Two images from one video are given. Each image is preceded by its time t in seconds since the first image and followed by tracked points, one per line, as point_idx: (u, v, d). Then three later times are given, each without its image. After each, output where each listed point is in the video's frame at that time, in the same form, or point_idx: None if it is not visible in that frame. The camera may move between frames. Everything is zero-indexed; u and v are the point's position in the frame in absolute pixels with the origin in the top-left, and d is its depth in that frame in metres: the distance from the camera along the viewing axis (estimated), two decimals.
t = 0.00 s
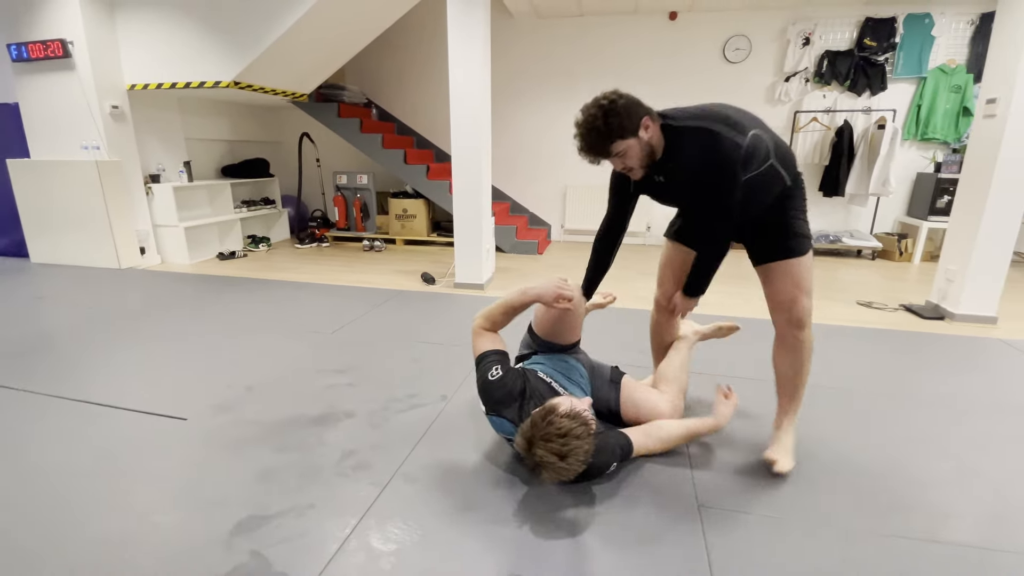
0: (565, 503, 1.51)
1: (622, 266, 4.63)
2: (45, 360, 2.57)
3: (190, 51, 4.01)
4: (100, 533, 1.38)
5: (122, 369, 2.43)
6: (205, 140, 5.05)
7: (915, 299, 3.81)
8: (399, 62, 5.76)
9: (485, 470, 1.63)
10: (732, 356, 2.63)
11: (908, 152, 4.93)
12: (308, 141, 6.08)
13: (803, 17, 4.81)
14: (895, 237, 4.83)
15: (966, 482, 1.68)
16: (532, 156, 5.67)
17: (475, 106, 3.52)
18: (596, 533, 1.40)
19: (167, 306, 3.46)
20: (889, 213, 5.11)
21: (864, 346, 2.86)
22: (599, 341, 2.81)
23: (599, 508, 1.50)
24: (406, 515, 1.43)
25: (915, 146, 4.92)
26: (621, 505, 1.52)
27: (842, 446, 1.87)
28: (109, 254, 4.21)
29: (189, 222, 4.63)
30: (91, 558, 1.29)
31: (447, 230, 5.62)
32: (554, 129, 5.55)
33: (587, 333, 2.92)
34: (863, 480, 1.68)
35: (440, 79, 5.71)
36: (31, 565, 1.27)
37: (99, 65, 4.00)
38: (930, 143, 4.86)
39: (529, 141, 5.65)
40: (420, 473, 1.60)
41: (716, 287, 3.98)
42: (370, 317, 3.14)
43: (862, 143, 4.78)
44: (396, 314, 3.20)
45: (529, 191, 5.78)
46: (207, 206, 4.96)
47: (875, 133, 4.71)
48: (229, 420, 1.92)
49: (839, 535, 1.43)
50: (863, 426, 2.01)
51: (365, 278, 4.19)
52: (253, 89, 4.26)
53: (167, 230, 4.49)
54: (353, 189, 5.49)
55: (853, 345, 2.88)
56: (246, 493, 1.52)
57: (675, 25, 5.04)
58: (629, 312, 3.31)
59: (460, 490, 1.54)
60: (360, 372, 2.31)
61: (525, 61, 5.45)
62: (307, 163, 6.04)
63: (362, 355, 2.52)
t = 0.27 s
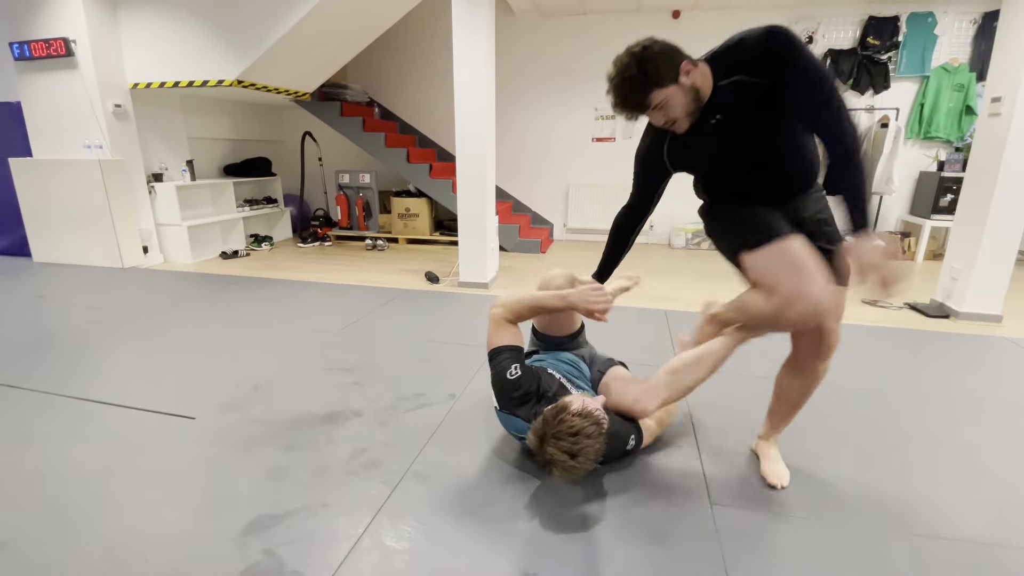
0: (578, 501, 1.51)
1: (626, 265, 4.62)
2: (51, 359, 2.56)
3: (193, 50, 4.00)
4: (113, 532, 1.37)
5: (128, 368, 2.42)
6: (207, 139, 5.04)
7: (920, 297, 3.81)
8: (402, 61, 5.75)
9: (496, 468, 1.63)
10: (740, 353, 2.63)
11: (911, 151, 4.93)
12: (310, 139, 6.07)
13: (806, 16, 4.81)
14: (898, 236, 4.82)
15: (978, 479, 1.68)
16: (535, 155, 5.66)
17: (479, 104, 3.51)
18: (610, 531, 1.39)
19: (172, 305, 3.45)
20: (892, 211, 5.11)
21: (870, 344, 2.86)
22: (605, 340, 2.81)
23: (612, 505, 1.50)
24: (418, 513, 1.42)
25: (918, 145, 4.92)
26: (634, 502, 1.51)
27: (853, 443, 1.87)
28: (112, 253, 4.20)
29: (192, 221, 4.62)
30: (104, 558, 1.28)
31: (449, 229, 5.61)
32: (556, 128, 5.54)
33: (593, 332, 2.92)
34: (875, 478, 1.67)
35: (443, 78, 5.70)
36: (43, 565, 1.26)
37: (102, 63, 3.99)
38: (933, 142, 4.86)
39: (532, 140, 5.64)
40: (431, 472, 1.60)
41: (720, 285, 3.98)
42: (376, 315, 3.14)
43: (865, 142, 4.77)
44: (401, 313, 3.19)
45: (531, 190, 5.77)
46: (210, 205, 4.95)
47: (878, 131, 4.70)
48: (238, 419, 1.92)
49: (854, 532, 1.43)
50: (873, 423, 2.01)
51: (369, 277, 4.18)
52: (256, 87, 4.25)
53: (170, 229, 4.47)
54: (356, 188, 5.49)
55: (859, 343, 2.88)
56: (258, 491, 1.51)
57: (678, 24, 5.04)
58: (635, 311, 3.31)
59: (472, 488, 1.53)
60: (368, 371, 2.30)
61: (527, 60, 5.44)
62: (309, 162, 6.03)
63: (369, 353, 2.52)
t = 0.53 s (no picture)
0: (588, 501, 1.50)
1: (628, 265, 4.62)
2: (54, 360, 2.55)
3: (195, 50, 3.99)
4: (122, 533, 1.37)
5: (132, 369, 2.41)
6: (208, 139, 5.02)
7: (923, 297, 3.81)
8: (403, 61, 5.75)
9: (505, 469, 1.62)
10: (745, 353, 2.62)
11: (913, 151, 4.94)
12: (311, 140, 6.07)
13: (808, 16, 4.82)
14: (900, 236, 4.83)
15: (987, 478, 1.67)
16: (536, 155, 5.66)
17: (482, 104, 3.51)
18: (622, 531, 1.39)
19: (174, 305, 3.44)
20: (893, 211, 5.11)
21: (875, 344, 2.86)
22: (610, 340, 2.81)
23: (623, 506, 1.49)
24: (429, 514, 1.42)
25: (919, 145, 4.93)
26: (644, 503, 1.51)
27: (860, 443, 1.86)
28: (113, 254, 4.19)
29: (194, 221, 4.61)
30: (115, 560, 1.28)
31: (451, 229, 5.60)
32: (558, 128, 5.54)
33: (598, 333, 2.91)
34: (883, 477, 1.67)
35: (444, 78, 5.70)
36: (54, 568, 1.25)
37: (103, 63, 3.97)
38: (934, 142, 4.87)
39: (533, 140, 5.64)
40: (441, 472, 1.59)
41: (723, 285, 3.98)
42: (380, 316, 3.13)
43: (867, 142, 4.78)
44: (405, 313, 3.19)
45: (533, 190, 5.77)
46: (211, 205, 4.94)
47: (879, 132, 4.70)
48: (244, 420, 1.91)
49: (865, 532, 1.42)
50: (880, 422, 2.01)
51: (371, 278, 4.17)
52: (258, 88, 4.24)
53: (172, 230, 4.46)
54: (357, 188, 5.48)
55: (864, 343, 2.88)
56: (268, 493, 1.50)
57: (679, 24, 5.04)
58: (639, 311, 3.31)
59: (482, 488, 1.53)
60: (373, 371, 2.30)
61: (529, 60, 5.44)
62: (310, 162, 6.02)
63: (374, 354, 2.51)
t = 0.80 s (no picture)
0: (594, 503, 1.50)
1: (629, 266, 4.63)
2: (57, 361, 2.55)
3: (196, 50, 3.98)
4: (130, 534, 1.37)
5: (135, 370, 2.41)
6: (209, 140, 5.02)
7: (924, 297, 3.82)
8: (403, 62, 5.75)
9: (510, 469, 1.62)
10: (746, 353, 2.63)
11: (911, 151, 4.96)
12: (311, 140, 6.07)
13: (807, 17, 4.83)
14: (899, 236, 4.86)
15: (988, 477, 1.69)
16: (536, 156, 5.67)
17: (484, 104, 3.51)
18: (629, 531, 1.39)
19: (176, 306, 3.44)
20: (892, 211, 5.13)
21: (876, 344, 2.87)
22: (613, 341, 2.81)
23: (630, 505, 1.50)
24: (437, 513, 1.42)
25: (918, 145, 4.95)
26: (651, 502, 1.51)
27: (863, 442, 1.87)
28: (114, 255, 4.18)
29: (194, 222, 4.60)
30: (125, 561, 1.28)
31: (451, 230, 5.60)
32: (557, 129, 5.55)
33: (600, 333, 2.92)
34: (887, 476, 1.68)
35: (444, 78, 5.70)
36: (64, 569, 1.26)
37: (104, 63, 3.97)
38: (933, 142, 4.89)
39: (533, 141, 5.64)
40: (446, 473, 1.59)
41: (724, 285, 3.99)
42: (382, 316, 3.14)
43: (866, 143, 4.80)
44: (407, 313, 3.19)
45: (532, 190, 5.78)
46: (212, 206, 4.94)
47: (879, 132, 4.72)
48: (249, 420, 1.91)
49: (870, 530, 1.43)
50: (882, 421, 2.02)
51: (372, 278, 4.17)
52: (260, 88, 4.24)
53: (173, 230, 4.46)
54: (358, 189, 5.49)
55: (865, 343, 2.89)
56: (274, 494, 1.50)
57: (679, 25, 5.06)
58: (639, 311, 3.32)
59: (489, 489, 1.53)
60: (376, 372, 2.29)
61: (529, 60, 5.45)
62: (310, 163, 6.02)
63: (376, 354, 2.51)
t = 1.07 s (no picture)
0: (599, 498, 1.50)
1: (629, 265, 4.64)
2: (58, 360, 2.55)
3: (195, 50, 3.98)
4: (135, 533, 1.37)
5: (137, 369, 2.41)
6: (208, 139, 5.01)
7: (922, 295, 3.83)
8: (402, 61, 5.75)
9: (514, 466, 1.63)
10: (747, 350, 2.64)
11: (909, 151, 4.98)
12: (310, 140, 6.06)
13: (805, 17, 4.85)
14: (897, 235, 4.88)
15: (991, 470, 1.69)
16: (535, 156, 5.68)
17: (484, 103, 3.52)
18: (633, 526, 1.39)
19: (176, 306, 3.44)
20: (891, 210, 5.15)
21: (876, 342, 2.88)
22: (615, 340, 2.82)
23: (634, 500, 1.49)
24: (442, 510, 1.43)
25: (916, 145, 4.97)
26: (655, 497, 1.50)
27: (866, 437, 1.88)
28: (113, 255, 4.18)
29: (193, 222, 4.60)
30: (130, 559, 1.28)
31: (451, 229, 5.60)
32: (556, 128, 5.56)
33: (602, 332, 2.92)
34: (889, 469, 1.68)
35: (444, 78, 5.70)
36: (68, 567, 1.26)
37: (103, 63, 3.96)
38: (930, 142, 4.91)
39: (532, 141, 5.65)
40: (450, 470, 1.60)
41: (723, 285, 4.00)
42: (383, 315, 3.14)
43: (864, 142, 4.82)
44: (408, 313, 3.19)
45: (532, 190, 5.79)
46: (211, 206, 4.93)
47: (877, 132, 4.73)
48: (252, 419, 1.91)
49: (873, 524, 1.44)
50: (883, 416, 2.03)
51: (372, 278, 4.17)
52: (259, 88, 4.23)
53: (172, 230, 4.45)
54: (357, 188, 5.48)
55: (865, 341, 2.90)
56: (278, 492, 1.51)
57: (678, 25, 5.07)
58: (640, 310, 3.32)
59: (494, 486, 1.53)
60: (378, 371, 2.29)
61: (528, 60, 5.46)
62: (309, 162, 6.02)
63: (378, 353, 2.51)
